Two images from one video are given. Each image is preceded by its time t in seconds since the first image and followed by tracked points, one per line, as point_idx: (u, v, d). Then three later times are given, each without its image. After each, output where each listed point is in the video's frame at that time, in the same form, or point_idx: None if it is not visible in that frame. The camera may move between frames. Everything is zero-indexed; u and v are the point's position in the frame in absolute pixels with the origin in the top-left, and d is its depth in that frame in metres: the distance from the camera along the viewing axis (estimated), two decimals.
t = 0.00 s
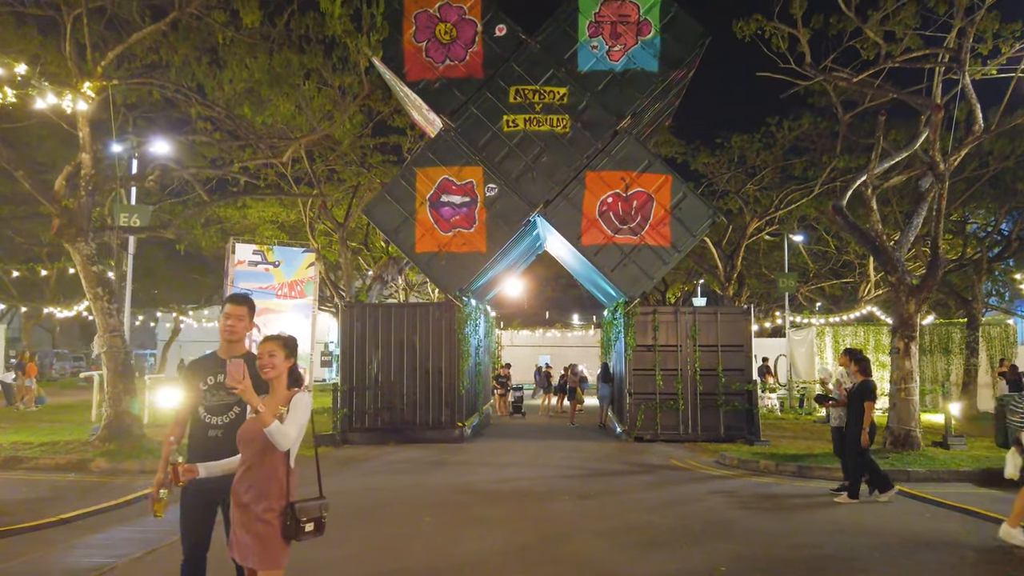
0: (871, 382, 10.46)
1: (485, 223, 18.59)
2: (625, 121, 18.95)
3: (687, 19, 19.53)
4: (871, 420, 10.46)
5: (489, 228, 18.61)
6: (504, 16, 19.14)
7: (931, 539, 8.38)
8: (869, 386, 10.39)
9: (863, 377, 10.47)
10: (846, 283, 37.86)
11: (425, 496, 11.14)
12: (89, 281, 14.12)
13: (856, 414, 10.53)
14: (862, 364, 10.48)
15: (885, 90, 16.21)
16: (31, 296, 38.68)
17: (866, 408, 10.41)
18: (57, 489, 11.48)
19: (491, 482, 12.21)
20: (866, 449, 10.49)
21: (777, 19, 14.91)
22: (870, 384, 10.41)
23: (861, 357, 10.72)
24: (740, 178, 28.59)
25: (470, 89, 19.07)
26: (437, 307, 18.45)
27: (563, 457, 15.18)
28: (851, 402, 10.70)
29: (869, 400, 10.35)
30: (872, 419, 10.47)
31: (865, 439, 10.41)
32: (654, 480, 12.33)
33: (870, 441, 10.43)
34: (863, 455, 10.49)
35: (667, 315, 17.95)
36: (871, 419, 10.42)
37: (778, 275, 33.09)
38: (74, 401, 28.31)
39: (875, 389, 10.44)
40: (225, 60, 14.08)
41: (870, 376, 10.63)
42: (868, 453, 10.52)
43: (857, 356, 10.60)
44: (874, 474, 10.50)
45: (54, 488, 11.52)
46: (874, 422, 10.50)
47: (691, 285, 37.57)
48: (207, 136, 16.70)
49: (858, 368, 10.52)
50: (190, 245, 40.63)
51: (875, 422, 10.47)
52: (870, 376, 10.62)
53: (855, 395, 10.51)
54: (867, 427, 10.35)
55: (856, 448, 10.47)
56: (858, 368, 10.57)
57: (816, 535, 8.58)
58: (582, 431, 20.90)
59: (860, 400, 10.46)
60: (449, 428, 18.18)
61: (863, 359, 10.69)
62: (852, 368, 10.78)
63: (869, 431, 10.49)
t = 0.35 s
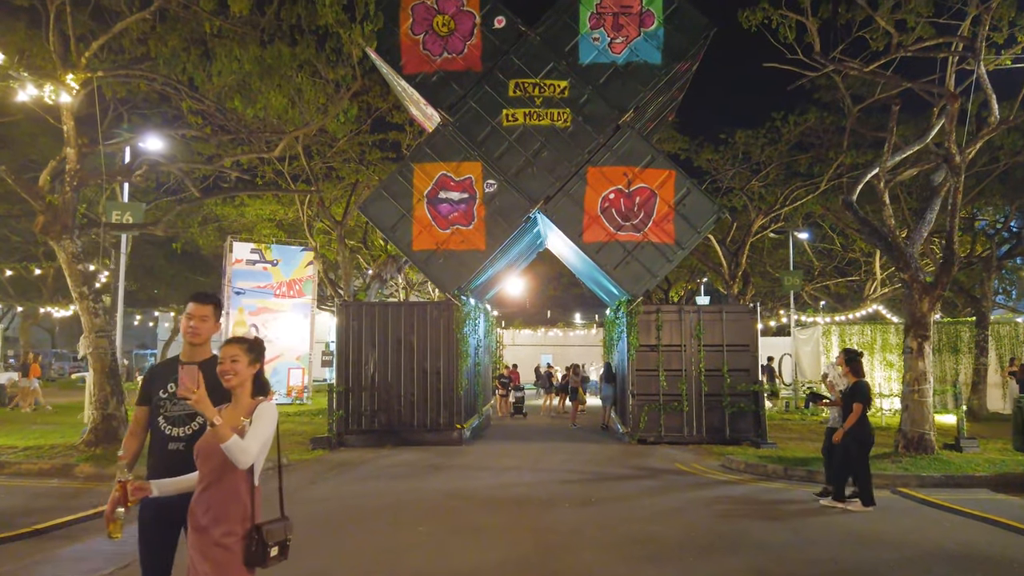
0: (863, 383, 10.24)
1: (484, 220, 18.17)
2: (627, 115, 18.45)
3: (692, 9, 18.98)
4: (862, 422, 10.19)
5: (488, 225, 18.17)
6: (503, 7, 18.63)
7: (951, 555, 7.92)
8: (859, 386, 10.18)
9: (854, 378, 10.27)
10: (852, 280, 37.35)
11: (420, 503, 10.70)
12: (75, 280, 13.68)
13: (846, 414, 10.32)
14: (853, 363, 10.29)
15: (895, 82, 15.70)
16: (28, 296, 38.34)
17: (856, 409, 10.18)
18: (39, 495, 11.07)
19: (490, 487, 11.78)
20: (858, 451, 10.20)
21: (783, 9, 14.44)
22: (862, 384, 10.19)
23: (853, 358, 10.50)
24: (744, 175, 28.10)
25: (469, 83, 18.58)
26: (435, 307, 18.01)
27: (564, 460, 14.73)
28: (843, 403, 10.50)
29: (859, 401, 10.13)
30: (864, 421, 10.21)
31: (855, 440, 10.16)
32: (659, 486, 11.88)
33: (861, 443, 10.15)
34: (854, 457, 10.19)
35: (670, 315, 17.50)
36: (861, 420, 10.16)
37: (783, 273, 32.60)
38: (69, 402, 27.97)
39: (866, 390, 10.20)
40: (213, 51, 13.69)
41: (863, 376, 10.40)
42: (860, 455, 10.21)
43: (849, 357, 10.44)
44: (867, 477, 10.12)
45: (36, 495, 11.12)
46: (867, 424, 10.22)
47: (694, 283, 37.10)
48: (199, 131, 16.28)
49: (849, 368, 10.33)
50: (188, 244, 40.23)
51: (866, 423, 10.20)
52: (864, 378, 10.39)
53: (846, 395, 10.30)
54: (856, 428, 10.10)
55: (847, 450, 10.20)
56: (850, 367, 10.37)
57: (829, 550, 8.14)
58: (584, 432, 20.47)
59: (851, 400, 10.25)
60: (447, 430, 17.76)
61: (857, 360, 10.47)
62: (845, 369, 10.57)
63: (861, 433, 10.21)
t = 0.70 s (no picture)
0: (856, 383, 9.74)
1: (488, 216, 17.74)
2: (635, 108, 17.99)
3: None
4: (858, 424, 9.67)
5: (492, 221, 17.74)
6: None
7: (983, 564, 7.47)
8: (850, 386, 9.69)
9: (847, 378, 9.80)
10: (862, 279, 36.79)
11: (421, 508, 10.28)
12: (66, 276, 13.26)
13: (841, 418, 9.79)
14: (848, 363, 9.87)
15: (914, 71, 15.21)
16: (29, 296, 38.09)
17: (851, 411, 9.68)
18: (26, 498, 10.69)
19: (493, 491, 11.35)
20: (855, 454, 9.69)
21: None
22: (855, 384, 9.69)
23: (850, 359, 10.07)
24: (753, 172, 27.61)
25: (472, 75, 18.16)
26: (438, 305, 17.58)
27: (570, 462, 14.27)
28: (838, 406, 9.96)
29: (851, 402, 9.63)
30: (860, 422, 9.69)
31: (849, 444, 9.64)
32: (670, 489, 11.44)
33: (857, 447, 9.62)
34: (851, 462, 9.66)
35: (680, 312, 17.04)
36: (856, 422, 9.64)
37: (792, 272, 32.09)
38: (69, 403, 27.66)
39: (861, 390, 9.69)
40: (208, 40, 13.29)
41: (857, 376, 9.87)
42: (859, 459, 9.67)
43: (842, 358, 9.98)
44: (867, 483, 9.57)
45: (23, 498, 10.72)
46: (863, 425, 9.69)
47: (701, 283, 36.59)
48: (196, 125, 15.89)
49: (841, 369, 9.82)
50: (191, 243, 39.88)
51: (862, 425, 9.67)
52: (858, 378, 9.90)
53: (839, 397, 9.82)
54: (850, 431, 9.60)
55: (842, 455, 9.67)
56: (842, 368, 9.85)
57: (851, 558, 7.70)
58: (590, 433, 20.02)
59: (845, 403, 9.77)
60: (451, 431, 17.34)
61: (852, 360, 9.99)
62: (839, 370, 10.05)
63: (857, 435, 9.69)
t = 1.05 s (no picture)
0: (856, 385, 9.39)
1: (492, 214, 17.27)
2: (643, 102, 17.49)
3: None
4: (856, 428, 9.35)
5: (497, 219, 17.28)
6: None
7: None
8: (849, 389, 9.35)
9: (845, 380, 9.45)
10: (872, 279, 36.18)
11: (420, 518, 9.80)
12: (55, 273, 12.78)
13: (838, 421, 9.46)
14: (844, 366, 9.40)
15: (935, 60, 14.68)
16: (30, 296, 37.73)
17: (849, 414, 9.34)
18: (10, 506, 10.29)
19: (496, 499, 10.90)
20: (851, 459, 9.38)
21: None
22: (854, 387, 9.35)
23: (846, 360, 9.67)
24: (763, 169, 27.06)
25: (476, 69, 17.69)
26: (440, 305, 17.11)
27: (577, 467, 13.80)
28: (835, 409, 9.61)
29: (850, 405, 9.29)
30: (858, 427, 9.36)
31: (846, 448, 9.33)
32: (681, 498, 10.96)
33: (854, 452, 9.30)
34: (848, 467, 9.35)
35: (689, 313, 16.55)
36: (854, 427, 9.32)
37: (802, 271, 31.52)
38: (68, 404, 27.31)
39: (860, 393, 9.35)
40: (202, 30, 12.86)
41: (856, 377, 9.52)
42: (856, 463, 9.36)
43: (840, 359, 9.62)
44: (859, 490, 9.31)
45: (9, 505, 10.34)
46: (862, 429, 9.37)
47: (709, 283, 36.05)
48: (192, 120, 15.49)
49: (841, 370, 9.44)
50: (193, 242, 39.56)
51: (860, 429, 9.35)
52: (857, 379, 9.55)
53: (837, 399, 9.48)
54: (848, 435, 9.28)
55: (837, 460, 9.39)
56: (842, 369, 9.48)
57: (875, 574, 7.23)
58: (598, 436, 19.54)
59: (843, 405, 9.42)
60: (454, 434, 16.89)
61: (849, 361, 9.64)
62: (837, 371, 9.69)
63: (854, 440, 9.39)
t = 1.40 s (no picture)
0: (845, 386, 8.94)
1: (493, 209, 16.81)
2: (649, 94, 17.00)
3: None
4: (848, 431, 8.91)
5: (499, 214, 16.81)
6: None
7: None
8: (839, 390, 8.89)
9: (833, 381, 8.99)
10: (881, 278, 35.63)
11: (415, 524, 9.36)
12: (41, 269, 12.38)
13: (831, 424, 9.01)
14: (832, 366, 8.90)
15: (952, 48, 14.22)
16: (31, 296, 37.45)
17: (841, 417, 8.88)
18: None
19: (496, 505, 10.43)
20: (845, 464, 8.93)
21: None
22: (842, 387, 8.88)
23: (834, 358, 9.18)
24: (771, 165, 26.55)
25: (477, 61, 17.20)
26: (440, 303, 16.66)
27: (581, 470, 13.32)
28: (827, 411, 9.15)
29: (841, 407, 8.85)
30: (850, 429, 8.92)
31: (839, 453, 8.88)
32: (691, 505, 10.47)
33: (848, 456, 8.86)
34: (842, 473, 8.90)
35: (697, 311, 16.07)
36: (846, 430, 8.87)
37: (811, 270, 31.00)
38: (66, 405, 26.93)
39: (851, 394, 8.90)
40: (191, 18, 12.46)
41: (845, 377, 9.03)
42: (851, 469, 8.91)
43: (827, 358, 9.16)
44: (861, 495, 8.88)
45: None
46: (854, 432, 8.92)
47: (715, 282, 35.56)
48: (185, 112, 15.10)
49: (828, 372, 8.96)
50: (194, 240, 39.22)
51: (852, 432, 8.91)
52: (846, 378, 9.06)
53: (827, 402, 9.04)
54: (840, 440, 8.83)
55: (833, 465, 8.95)
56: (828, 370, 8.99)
57: None
58: (602, 438, 19.05)
59: (834, 408, 8.97)
60: (455, 436, 16.44)
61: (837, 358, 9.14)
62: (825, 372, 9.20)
63: (847, 443, 8.95)
